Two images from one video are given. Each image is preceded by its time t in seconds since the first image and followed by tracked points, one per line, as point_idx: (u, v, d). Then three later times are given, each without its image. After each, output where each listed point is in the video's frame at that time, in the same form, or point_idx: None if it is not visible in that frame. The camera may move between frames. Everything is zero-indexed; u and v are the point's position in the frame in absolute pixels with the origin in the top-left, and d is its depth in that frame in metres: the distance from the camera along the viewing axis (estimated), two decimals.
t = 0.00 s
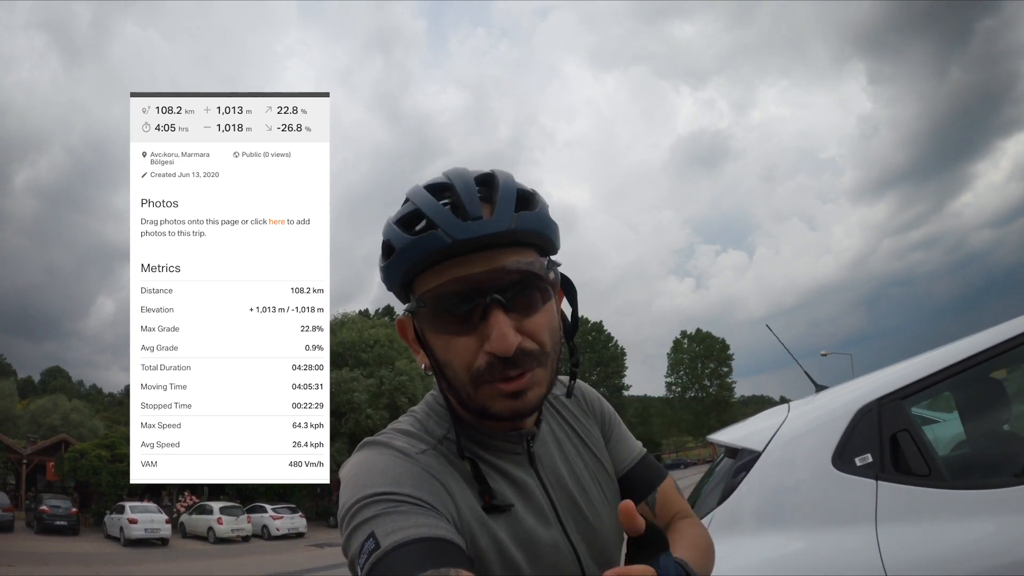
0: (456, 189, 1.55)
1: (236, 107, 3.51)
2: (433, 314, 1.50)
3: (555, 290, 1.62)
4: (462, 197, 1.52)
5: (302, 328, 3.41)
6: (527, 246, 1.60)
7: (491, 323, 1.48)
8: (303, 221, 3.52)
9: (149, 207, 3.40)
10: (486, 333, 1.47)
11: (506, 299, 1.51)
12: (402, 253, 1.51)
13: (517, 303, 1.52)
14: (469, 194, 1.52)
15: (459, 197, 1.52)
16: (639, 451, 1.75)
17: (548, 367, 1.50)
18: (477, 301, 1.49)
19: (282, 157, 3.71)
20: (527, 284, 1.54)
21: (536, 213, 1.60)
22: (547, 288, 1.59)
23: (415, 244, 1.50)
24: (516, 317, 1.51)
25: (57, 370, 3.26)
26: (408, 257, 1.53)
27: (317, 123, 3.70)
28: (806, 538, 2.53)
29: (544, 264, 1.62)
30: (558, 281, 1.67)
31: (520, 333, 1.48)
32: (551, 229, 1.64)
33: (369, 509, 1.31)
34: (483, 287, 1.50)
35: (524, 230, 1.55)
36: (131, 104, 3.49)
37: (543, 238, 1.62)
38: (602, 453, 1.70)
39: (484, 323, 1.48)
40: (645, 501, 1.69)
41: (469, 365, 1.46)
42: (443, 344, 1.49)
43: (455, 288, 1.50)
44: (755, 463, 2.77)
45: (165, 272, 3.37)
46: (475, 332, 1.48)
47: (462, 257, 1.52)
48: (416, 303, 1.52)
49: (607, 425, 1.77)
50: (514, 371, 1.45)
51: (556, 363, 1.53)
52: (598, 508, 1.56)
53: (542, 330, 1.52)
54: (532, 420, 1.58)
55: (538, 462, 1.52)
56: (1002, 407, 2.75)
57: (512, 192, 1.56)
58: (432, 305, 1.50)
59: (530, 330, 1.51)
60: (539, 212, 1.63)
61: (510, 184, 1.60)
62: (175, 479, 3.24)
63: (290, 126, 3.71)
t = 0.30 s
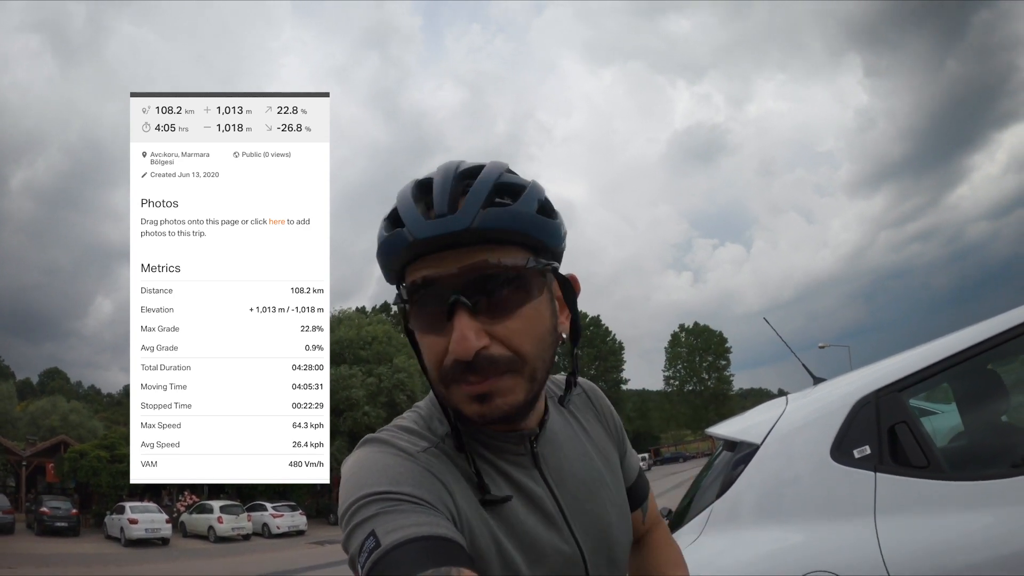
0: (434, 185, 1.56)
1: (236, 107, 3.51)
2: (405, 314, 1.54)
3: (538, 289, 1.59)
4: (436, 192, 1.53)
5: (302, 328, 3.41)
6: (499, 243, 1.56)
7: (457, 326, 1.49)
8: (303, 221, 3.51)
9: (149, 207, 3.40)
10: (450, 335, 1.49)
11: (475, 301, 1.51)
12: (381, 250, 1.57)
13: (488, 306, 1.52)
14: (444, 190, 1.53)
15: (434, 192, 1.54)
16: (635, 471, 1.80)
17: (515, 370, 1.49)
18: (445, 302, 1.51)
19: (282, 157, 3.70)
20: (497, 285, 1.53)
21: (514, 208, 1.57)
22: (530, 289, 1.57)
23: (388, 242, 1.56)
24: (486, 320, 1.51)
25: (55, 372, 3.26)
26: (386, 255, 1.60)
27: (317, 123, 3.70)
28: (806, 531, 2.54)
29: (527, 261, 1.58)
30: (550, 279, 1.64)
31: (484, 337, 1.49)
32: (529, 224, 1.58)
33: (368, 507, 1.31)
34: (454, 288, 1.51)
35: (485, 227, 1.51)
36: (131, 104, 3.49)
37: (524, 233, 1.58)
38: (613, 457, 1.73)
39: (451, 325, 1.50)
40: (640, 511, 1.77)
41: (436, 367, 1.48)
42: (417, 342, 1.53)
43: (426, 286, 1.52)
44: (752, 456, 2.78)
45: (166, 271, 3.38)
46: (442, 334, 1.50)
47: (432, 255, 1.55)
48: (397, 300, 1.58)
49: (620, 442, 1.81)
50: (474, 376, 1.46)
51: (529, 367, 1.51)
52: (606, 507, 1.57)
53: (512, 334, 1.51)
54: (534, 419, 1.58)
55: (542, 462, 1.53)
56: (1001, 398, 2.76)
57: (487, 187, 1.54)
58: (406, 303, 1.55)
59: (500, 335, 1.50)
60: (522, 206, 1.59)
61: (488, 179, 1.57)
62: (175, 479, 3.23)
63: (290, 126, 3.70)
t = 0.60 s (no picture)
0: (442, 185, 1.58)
1: (236, 107, 3.50)
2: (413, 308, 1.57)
3: (542, 290, 1.59)
4: (443, 193, 1.55)
5: (302, 327, 3.40)
6: (505, 241, 1.56)
7: (458, 323, 1.50)
8: (303, 221, 3.50)
9: (149, 207, 3.41)
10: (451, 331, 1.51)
11: (477, 299, 1.52)
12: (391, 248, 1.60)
13: (490, 304, 1.52)
14: (450, 190, 1.55)
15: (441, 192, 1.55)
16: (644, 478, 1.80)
17: (513, 369, 1.49)
18: (447, 300, 1.53)
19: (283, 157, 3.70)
20: (499, 282, 1.53)
21: (517, 209, 1.56)
22: (533, 288, 1.57)
23: (398, 237, 1.59)
24: (487, 318, 1.52)
25: (53, 384, 3.26)
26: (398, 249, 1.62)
27: (317, 123, 3.68)
28: (806, 522, 2.55)
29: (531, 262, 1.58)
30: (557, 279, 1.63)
31: (483, 334, 1.49)
32: (536, 225, 1.58)
33: (374, 499, 1.31)
34: (455, 286, 1.52)
35: (490, 226, 1.52)
36: (132, 104, 3.49)
37: (529, 234, 1.58)
38: (624, 462, 1.74)
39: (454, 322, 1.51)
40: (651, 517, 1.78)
41: (439, 361, 1.50)
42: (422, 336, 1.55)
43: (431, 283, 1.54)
44: (750, 449, 2.79)
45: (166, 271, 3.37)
46: (445, 330, 1.52)
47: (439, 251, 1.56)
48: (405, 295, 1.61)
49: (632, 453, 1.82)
50: (472, 372, 1.47)
51: (529, 367, 1.52)
52: (611, 510, 1.58)
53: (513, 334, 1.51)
54: (542, 417, 1.59)
55: (549, 461, 1.54)
56: (998, 384, 2.77)
57: (492, 187, 1.54)
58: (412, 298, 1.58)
59: (501, 333, 1.51)
60: (527, 207, 1.58)
61: (496, 179, 1.58)
62: (174, 479, 3.23)
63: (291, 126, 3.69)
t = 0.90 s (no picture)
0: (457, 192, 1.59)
1: (235, 107, 3.52)
2: (428, 314, 1.59)
3: (554, 299, 1.58)
4: (456, 200, 1.55)
5: (302, 328, 3.41)
6: (518, 252, 1.57)
7: (471, 329, 1.51)
8: (303, 221, 3.51)
9: (149, 207, 3.42)
10: (463, 337, 1.52)
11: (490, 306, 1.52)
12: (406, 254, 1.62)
13: (504, 311, 1.53)
14: (464, 198, 1.55)
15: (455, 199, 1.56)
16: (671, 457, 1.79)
17: (524, 377, 1.49)
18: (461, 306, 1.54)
19: (283, 157, 3.71)
20: (512, 290, 1.53)
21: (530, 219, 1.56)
22: (546, 298, 1.57)
23: (412, 243, 1.61)
24: (500, 325, 1.52)
25: (59, 390, 3.28)
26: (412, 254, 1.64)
27: (317, 123, 3.69)
28: (812, 525, 2.54)
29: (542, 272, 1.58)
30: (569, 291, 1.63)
31: (495, 341, 1.50)
32: (548, 235, 1.58)
33: (381, 499, 1.31)
34: (469, 292, 1.53)
35: (501, 236, 1.52)
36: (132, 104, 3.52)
37: (540, 245, 1.58)
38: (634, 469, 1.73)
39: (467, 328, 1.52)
40: (690, 497, 1.77)
41: (451, 367, 1.51)
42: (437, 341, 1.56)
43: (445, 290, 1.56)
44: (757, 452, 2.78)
45: (165, 271, 3.39)
46: (459, 336, 1.53)
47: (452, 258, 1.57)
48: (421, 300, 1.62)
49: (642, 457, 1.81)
50: (482, 378, 1.47)
51: (540, 375, 1.51)
52: (618, 517, 1.57)
53: (524, 342, 1.51)
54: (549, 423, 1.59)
55: (556, 468, 1.54)
56: (1004, 385, 2.76)
57: (505, 196, 1.55)
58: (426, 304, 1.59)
59: (513, 341, 1.51)
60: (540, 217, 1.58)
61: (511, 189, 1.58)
62: (174, 479, 3.24)
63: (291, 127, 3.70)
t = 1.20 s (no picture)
0: (500, 187, 1.54)
1: (235, 107, 3.53)
2: (457, 315, 1.53)
3: (586, 303, 1.61)
4: (506, 198, 1.51)
5: (302, 328, 3.41)
6: (564, 255, 1.58)
7: (516, 333, 1.50)
8: (302, 221, 3.53)
9: (149, 207, 3.44)
10: (505, 341, 1.50)
11: (536, 308, 1.52)
12: (441, 248, 1.53)
13: (547, 315, 1.53)
14: (513, 196, 1.51)
15: (503, 197, 1.51)
16: (665, 479, 1.77)
17: (571, 381, 1.50)
18: (500, 309, 1.51)
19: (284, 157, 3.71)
20: (556, 295, 1.54)
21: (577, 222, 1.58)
22: (582, 302, 1.59)
23: (450, 239, 1.52)
24: (543, 329, 1.52)
25: (63, 387, 3.30)
26: (445, 249, 1.56)
27: (317, 123, 3.69)
28: (814, 530, 2.53)
29: (581, 276, 1.61)
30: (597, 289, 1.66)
31: (542, 345, 1.50)
32: (590, 239, 1.61)
33: (380, 500, 1.31)
34: (513, 295, 1.52)
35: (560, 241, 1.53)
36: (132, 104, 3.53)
37: (582, 248, 1.60)
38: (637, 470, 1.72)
39: (508, 331, 1.50)
40: (674, 525, 1.74)
41: (490, 371, 1.48)
42: (467, 343, 1.52)
43: (484, 290, 1.52)
44: (761, 458, 2.76)
45: (166, 271, 3.40)
46: (497, 339, 1.50)
47: (496, 259, 1.54)
48: (448, 299, 1.55)
49: (644, 451, 1.80)
50: (529, 383, 1.47)
51: (581, 380, 1.54)
52: (621, 511, 1.58)
53: (568, 346, 1.53)
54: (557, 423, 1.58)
55: (559, 469, 1.54)
56: (1008, 392, 2.75)
57: (557, 197, 1.55)
58: (456, 304, 1.54)
59: (557, 346, 1.52)
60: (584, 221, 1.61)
61: (557, 189, 1.58)
62: (174, 479, 3.25)
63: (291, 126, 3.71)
